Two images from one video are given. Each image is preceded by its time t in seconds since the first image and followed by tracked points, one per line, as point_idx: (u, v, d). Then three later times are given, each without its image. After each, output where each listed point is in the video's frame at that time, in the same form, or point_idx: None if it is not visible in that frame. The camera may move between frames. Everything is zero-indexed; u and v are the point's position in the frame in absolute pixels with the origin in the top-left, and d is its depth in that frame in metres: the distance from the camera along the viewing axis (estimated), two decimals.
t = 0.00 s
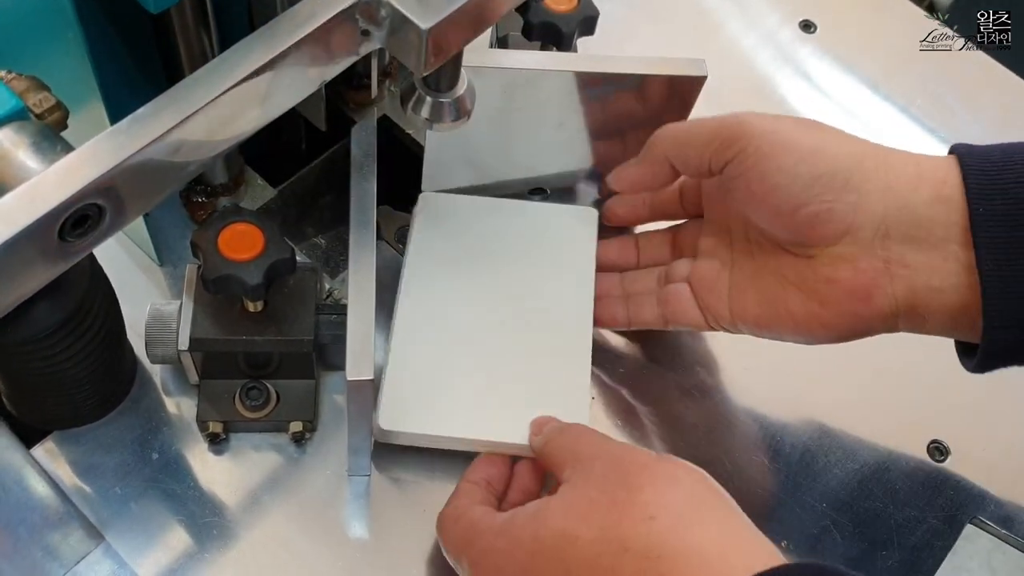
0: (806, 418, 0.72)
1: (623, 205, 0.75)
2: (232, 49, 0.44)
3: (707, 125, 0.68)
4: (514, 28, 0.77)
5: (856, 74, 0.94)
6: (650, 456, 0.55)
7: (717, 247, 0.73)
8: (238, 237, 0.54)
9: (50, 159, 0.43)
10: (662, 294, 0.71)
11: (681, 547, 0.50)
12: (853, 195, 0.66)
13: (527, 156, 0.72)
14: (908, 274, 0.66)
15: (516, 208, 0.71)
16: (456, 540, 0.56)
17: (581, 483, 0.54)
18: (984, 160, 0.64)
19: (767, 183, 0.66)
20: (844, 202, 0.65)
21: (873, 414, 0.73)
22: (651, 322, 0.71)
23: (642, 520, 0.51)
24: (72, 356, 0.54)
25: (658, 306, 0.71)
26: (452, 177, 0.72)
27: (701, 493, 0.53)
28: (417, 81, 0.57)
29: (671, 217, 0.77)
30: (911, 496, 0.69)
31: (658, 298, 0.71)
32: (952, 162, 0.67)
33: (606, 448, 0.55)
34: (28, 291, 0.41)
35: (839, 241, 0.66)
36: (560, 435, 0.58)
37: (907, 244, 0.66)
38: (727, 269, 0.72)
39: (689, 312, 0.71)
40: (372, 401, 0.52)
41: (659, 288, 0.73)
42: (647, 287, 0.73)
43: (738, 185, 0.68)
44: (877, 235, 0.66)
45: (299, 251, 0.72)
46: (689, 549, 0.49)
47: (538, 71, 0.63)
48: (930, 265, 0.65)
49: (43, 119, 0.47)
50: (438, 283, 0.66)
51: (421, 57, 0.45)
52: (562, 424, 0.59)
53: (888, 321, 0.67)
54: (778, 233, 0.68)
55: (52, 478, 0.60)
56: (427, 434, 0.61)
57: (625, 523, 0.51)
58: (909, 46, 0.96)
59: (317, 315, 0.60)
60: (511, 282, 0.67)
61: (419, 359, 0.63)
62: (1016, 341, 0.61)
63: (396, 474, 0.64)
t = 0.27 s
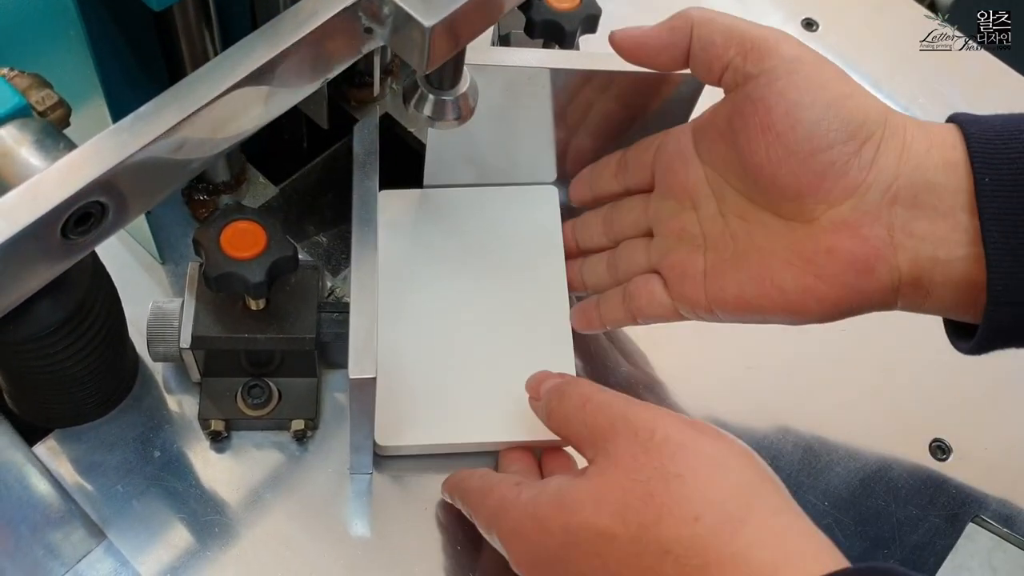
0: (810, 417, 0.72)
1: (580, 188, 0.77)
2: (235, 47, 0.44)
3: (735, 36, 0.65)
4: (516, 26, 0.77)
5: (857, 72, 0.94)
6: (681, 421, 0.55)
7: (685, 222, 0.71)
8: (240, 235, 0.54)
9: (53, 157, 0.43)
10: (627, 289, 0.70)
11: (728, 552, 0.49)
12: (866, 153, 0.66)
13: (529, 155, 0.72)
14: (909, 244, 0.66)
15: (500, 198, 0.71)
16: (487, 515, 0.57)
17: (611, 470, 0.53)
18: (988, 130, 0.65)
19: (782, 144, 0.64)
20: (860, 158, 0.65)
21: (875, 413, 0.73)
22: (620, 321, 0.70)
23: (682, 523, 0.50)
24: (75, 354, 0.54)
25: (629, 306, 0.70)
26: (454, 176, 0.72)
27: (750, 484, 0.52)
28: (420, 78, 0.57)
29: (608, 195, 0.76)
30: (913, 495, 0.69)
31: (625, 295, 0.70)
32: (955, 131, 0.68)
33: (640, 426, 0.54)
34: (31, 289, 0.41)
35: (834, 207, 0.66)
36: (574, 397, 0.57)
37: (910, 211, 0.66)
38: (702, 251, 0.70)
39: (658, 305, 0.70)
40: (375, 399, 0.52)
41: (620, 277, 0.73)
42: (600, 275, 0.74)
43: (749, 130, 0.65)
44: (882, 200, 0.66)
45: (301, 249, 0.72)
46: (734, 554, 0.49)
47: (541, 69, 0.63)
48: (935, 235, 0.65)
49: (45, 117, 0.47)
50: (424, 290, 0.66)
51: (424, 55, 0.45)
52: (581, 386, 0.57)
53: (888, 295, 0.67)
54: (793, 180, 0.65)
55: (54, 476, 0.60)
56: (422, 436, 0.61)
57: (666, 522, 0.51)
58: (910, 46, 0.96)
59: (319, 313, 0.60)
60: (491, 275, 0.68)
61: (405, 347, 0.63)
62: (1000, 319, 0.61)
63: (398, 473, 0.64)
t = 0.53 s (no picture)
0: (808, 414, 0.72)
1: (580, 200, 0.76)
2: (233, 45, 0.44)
3: (742, 72, 0.64)
4: (514, 24, 0.77)
5: (856, 71, 0.93)
6: (710, 359, 0.49)
7: (692, 254, 0.70)
8: (238, 233, 0.54)
9: (50, 155, 0.43)
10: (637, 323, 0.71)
11: (757, 514, 0.44)
12: (873, 199, 0.64)
13: (527, 153, 0.71)
14: (918, 290, 0.64)
15: (488, 199, 0.71)
16: (509, 454, 0.53)
17: (635, 425, 0.48)
18: (995, 169, 0.63)
19: (790, 185, 0.63)
20: (867, 203, 0.64)
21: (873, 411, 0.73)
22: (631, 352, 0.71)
23: (710, 482, 0.46)
24: (73, 352, 0.54)
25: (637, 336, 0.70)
26: (452, 174, 0.72)
27: (789, 440, 0.46)
28: (418, 77, 0.57)
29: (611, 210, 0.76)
30: (912, 494, 0.69)
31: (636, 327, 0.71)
32: (964, 172, 0.66)
33: (659, 374, 0.49)
34: (28, 287, 0.41)
35: (840, 253, 0.65)
36: (584, 334, 0.51)
37: (919, 258, 0.65)
38: (710, 286, 0.69)
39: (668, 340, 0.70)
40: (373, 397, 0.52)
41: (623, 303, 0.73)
42: (605, 297, 0.74)
43: (755, 169, 0.64)
44: (888, 247, 0.65)
45: (299, 248, 0.72)
46: (761, 518, 0.44)
47: (540, 67, 0.63)
48: (943, 283, 0.64)
49: (43, 116, 0.47)
50: (427, 296, 0.66)
51: (422, 53, 0.45)
52: (585, 313, 0.52)
53: (895, 342, 0.66)
54: (799, 226, 0.64)
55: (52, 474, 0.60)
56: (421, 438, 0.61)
57: (692, 481, 0.46)
58: (909, 45, 0.96)
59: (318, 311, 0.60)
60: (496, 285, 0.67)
61: (415, 363, 0.63)
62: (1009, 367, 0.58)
63: (396, 471, 0.64)
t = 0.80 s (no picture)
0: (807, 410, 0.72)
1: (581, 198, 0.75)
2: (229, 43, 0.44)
3: (746, 82, 0.64)
4: (512, 23, 0.77)
5: (855, 69, 0.93)
6: (681, 390, 0.50)
7: (696, 260, 0.70)
8: (235, 232, 0.54)
9: (46, 153, 0.43)
10: (639, 329, 0.70)
11: (741, 549, 0.46)
12: (872, 209, 0.65)
13: (525, 152, 0.71)
14: (916, 302, 0.65)
15: (489, 205, 0.71)
16: (492, 486, 0.53)
17: (613, 464, 0.48)
18: (995, 181, 0.64)
19: (791, 190, 0.63)
20: (865, 214, 0.64)
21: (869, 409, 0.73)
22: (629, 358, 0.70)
23: (693, 519, 0.47)
24: (70, 350, 0.54)
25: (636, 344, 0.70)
26: (450, 173, 0.72)
27: (766, 471, 0.48)
28: (414, 75, 0.58)
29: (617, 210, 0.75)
30: (908, 492, 0.69)
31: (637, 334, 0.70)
32: (961, 182, 0.67)
33: (633, 410, 0.48)
34: (24, 285, 0.41)
35: (839, 263, 0.65)
36: (559, 370, 0.49)
37: (917, 269, 0.65)
38: (713, 293, 0.69)
39: (670, 346, 0.70)
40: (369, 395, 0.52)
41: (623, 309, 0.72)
42: (605, 300, 0.72)
43: (755, 176, 0.64)
44: (886, 258, 0.65)
45: (296, 246, 0.72)
46: (744, 552, 0.46)
47: (537, 66, 0.63)
48: (941, 294, 0.64)
49: (39, 114, 0.47)
50: (423, 294, 0.66)
51: (418, 51, 0.45)
52: (559, 346, 0.50)
53: (893, 352, 0.66)
54: (798, 235, 0.64)
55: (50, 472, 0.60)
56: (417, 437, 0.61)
57: (674, 518, 0.47)
58: (908, 45, 0.96)
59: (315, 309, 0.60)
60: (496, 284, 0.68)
61: (412, 362, 0.63)
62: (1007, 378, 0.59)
63: (393, 468, 0.63)
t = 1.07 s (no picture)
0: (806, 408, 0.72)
1: (586, 193, 0.75)
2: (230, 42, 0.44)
3: (773, 77, 0.64)
4: (512, 22, 0.77)
5: (855, 69, 0.93)
6: (708, 446, 0.49)
7: (710, 256, 0.69)
8: (235, 230, 0.54)
9: (47, 152, 0.43)
10: (651, 328, 0.69)
11: None
12: (896, 204, 0.65)
13: (525, 151, 0.72)
14: (936, 293, 0.65)
15: (493, 205, 0.71)
16: (502, 502, 0.52)
17: (633, 518, 0.48)
18: (1006, 179, 0.65)
19: (814, 190, 0.63)
20: (890, 208, 0.65)
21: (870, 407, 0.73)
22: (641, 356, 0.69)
23: None
24: (71, 349, 0.54)
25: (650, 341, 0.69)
26: (450, 172, 0.72)
27: (787, 539, 0.47)
28: (415, 75, 0.58)
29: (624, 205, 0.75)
30: (908, 491, 0.69)
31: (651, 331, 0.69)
32: (975, 180, 0.68)
33: (657, 466, 0.48)
34: (26, 284, 0.41)
35: (862, 255, 0.65)
36: (580, 408, 0.49)
37: (937, 262, 0.65)
38: (729, 289, 0.68)
39: (683, 344, 0.69)
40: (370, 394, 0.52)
41: (630, 304, 0.71)
42: (611, 296, 0.72)
43: (782, 170, 0.64)
44: (908, 252, 0.65)
45: (297, 245, 0.72)
46: None
47: (537, 65, 0.63)
48: (960, 287, 0.65)
49: (40, 113, 0.47)
50: (424, 294, 0.66)
51: (418, 50, 0.45)
52: (580, 379, 0.50)
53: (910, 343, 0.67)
54: (823, 228, 0.64)
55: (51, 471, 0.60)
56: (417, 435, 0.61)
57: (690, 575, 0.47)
58: (908, 45, 0.96)
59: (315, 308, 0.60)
60: (501, 284, 0.68)
61: (413, 361, 0.63)
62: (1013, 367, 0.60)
63: (393, 468, 0.64)
